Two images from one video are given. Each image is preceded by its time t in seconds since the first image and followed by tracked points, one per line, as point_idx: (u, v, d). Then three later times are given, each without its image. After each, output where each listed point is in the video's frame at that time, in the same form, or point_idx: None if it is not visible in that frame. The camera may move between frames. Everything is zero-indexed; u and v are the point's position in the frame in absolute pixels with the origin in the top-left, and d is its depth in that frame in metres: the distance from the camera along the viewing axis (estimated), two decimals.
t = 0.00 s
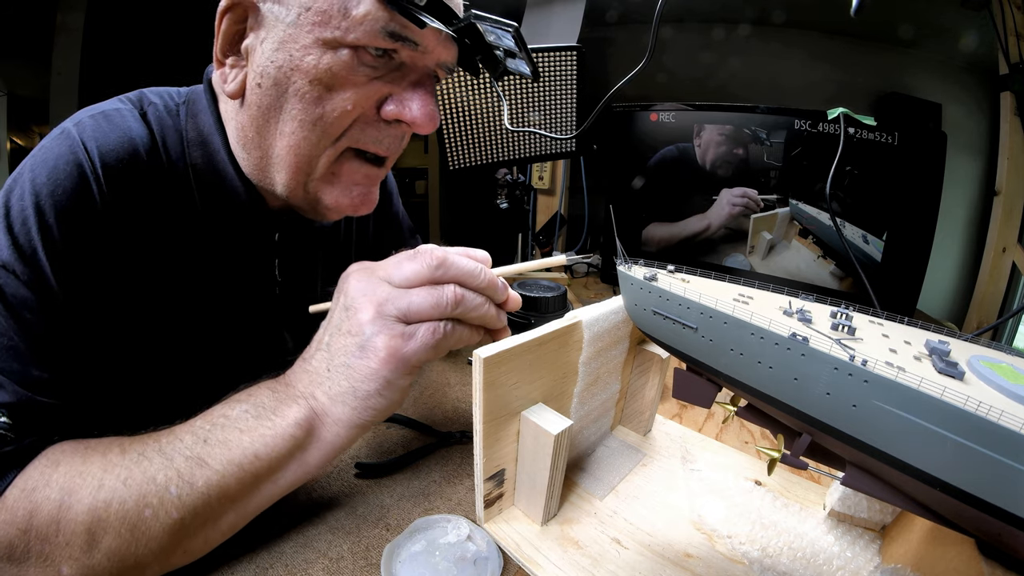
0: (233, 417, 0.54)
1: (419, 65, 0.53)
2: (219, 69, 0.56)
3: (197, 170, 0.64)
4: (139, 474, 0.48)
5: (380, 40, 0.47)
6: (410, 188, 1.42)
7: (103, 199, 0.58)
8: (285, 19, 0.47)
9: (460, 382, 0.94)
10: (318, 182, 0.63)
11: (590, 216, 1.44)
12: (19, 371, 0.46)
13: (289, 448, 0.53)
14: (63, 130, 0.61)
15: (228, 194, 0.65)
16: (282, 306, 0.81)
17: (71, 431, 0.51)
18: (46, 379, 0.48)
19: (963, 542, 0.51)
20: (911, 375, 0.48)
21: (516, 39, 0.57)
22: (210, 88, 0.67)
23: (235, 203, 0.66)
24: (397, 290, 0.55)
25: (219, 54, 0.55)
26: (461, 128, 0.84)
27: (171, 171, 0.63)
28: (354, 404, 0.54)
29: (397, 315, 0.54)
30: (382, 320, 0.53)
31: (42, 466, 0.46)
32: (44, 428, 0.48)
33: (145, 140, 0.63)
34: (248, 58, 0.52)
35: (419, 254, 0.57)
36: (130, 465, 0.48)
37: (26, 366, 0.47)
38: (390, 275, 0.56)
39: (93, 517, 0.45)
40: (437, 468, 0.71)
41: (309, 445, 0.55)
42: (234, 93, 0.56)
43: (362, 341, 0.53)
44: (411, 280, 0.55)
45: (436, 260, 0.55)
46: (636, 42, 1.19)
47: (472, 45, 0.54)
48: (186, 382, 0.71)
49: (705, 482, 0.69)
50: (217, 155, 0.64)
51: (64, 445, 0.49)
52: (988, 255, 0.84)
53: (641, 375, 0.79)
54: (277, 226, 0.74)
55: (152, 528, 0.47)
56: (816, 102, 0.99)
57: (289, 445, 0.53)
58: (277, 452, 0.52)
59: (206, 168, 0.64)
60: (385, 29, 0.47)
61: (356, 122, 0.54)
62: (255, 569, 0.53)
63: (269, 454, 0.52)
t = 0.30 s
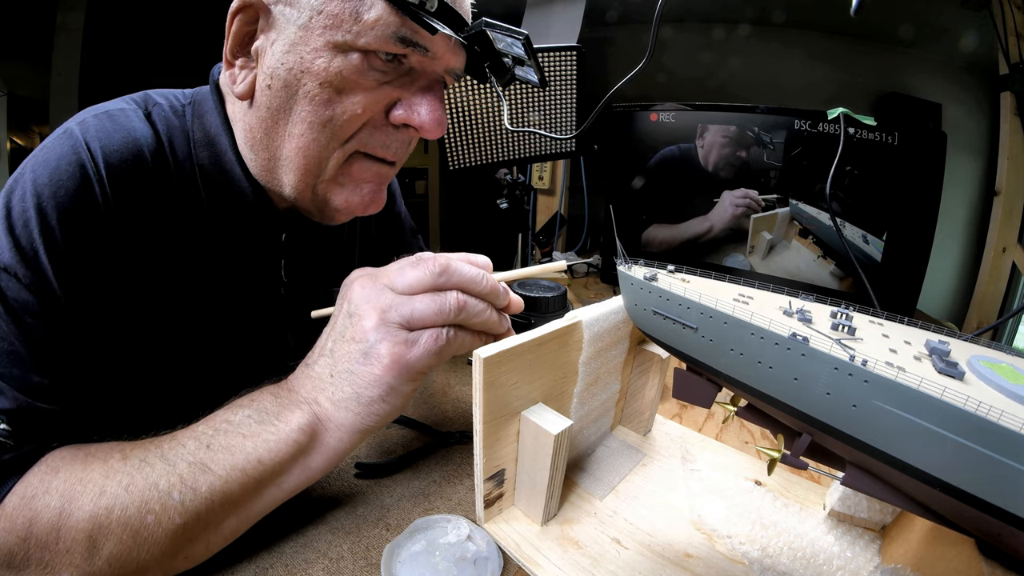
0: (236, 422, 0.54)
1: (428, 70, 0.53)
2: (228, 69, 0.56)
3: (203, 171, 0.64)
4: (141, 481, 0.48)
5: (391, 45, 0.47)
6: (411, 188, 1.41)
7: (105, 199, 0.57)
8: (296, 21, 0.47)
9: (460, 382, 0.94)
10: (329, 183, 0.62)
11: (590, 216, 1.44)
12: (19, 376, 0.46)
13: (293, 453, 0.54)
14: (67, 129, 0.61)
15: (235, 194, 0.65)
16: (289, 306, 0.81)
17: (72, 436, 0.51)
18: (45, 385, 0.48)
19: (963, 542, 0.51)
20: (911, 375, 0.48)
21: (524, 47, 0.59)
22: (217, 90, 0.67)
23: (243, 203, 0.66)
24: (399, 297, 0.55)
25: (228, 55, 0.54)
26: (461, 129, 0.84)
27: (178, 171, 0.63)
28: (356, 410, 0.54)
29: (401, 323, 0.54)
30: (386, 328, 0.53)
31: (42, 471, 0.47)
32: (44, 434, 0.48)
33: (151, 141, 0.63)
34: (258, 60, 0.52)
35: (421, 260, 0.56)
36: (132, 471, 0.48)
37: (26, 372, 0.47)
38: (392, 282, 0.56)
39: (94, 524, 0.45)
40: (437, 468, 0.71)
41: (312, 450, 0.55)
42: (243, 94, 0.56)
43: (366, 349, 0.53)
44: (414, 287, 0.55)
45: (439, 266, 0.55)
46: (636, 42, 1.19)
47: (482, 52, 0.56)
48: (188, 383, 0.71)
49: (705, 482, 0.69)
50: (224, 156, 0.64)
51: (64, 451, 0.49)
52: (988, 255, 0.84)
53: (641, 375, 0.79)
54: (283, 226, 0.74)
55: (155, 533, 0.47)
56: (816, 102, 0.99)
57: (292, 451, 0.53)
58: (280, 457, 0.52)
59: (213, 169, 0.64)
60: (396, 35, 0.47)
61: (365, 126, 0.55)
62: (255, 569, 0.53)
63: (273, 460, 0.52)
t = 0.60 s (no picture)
0: (239, 430, 0.54)
1: (437, 78, 0.53)
2: (237, 71, 0.56)
3: (208, 173, 0.64)
4: (144, 488, 0.48)
5: (402, 52, 0.48)
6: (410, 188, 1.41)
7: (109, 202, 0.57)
8: (307, 26, 0.47)
9: (460, 383, 0.94)
10: (329, 189, 0.63)
11: (590, 216, 1.44)
12: (20, 381, 0.46)
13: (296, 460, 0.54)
14: (72, 132, 0.60)
15: (240, 197, 0.65)
16: (292, 309, 0.82)
17: (72, 441, 0.51)
18: (47, 390, 0.47)
19: (964, 542, 0.51)
20: (911, 375, 0.48)
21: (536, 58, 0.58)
22: (223, 93, 0.67)
23: (248, 205, 0.66)
24: (399, 304, 0.57)
25: (237, 57, 0.54)
26: (461, 129, 0.84)
27: (183, 173, 0.63)
28: (358, 417, 0.54)
29: (401, 330, 0.55)
30: (387, 335, 0.55)
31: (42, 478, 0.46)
32: (44, 440, 0.48)
33: (156, 143, 0.62)
34: (266, 62, 0.53)
35: (422, 268, 0.58)
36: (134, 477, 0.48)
37: (27, 376, 0.46)
38: (391, 289, 0.58)
39: (96, 531, 0.45)
40: (437, 468, 0.71)
41: (316, 457, 0.55)
42: (250, 97, 0.56)
43: (367, 356, 0.54)
44: (414, 294, 0.57)
45: (439, 274, 0.57)
46: (636, 42, 1.19)
47: (491, 62, 0.56)
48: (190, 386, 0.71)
49: (705, 482, 0.69)
50: (228, 158, 0.64)
51: (64, 457, 0.49)
52: (988, 255, 0.84)
53: (641, 375, 0.79)
54: (289, 229, 0.74)
55: (157, 540, 0.47)
56: (816, 102, 0.99)
57: (295, 458, 0.53)
58: (283, 464, 0.53)
59: (217, 172, 0.64)
60: (407, 42, 0.47)
61: (372, 133, 0.55)
62: (255, 569, 0.53)
63: (276, 467, 0.52)
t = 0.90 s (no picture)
0: (242, 435, 0.54)
1: (443, 80, 0.53)
2: (242, 70, 0.56)
3: (211, 176, 0.64)
4: (146, 493, 0.48)
5: (407, 52, 0.48)
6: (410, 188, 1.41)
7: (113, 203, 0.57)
8: (314, 25, 0.48)
9: (460, 383, 0.94)
10: (336, 191, 0.61)
11: (590, 216, 1.44)
12: (22, 384, 0.45)
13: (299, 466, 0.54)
14: (73, 133, 0.60)
15: (245, 199, 0.65)
16: (293, 309, 0.82)
17: (72, 444, 0.51)
18: (49, 393, 0.47)
19: (964, 542, 0.51)
20: (911, 375, 0.48)
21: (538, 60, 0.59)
22: (227, 95, 0.68)
23: (250, 205, 0.66)
24: (400, 312, 0.59)
25: (243, 56, 0.55)
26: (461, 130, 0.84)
27: (187, 173, 0.64)
28: (360, 423, 0.55)
29: (404, 337, 0.57)
30: (388, 340, 0.56)
31: (41, 482, 0.46)
32: (45, 443, 0.47)
33: (159, 146, 0.63)
34: (272, 62, 0.53)
35: (422, 278, 0.63)
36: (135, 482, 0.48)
37: (29, 379, 0.46)
38: (392, 298, 0.60)
39: (97, 537, 0.45)
40: (437, 468, 0.71)
41: (318, 463, 0.55)
42: (256, 95, 0.56)
43: (368, 361, 0.54)
44: (415, 303, 0.60)
45: (439, 286, 0.62)
46: (636, 42, 1.19)
47: (497, 63, 0.56)
48: (192, 386, 0.71)
49: (705, 482, 0.69)
50: (232, 160, 0.64)
51: (65, 461, 0.49)
52: (988, 255, 0.84)
53: (641, 375, 0.79)
54: (292, 229, 0.75)
55: (159, 545, 0.47)
56: (816, 102, 0.99)
57: (298, 464, 0.53)
58: (286, 470, 0.53)
59: (220, 173, 0.64)
60: (413, 43, 0.47)
61: (378, 133, 0.54)
62: (255, 569, 0.53)
63: (279, 473, 0.52)
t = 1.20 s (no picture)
0: (239, 429, 0.55)
1: (411, 54, 0.54)
2: (243, 45, 0.62)
3: (211, 176, 0.64)
4: (145, 487, 0.48)
5: (370, 13, 0.50)
6: (410, 188, 1.41)
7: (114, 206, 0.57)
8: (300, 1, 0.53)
9: (460, 382, 0.94)
10: (281, 154, 0.59)
11: (590, 216, 1.44)
12: (22, 383, 0.46)
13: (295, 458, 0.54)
14: (73, 136, 0.60)
15: (244, 199, 0.66)
16: (292, 308, 0.82)
17: (72, 443, 0.51)
18: (48, 394, 0.48)
19: (964, 542, 0.51)
20: (911, 374, 0.48)
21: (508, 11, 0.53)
22: (228, 96, 0.68)
23: (248, 205, 0.67)
24: (387, 299, 0.60)
25: (246, 35, 0.61)
26: (461, 130, 0.84)
27: (188, 175, 0.64)
28: (353, 410, 0.55)
29: (390, 323, 0.58)
30: (375, 325, 0.57)
31: (40, 477, 0.46)
32: (44, 443, 0.48)
33: (159, 147, 0.62)
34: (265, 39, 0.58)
35: (405, 269, 0.63)
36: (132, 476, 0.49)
37: (29, 379, 0.46)
38: (378, 287, 0.61)
39: (95, 531, 0.45)
40: (437, 468, 0.71)
41: (314, 455, 0.55)
42: (247, 68, 0.62)
43: (355, 345, 0.56)
44: (400, 292, 0.61)
45: (423, 276, 0.63)
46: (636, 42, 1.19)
47: (465, 27, 0.53)
48: (192, 386, 0.71)
49: (705, 482, 0.69)
50: (232, 161, 0.65)
51: (65, 458, 0.49)
52: (988, 255, 0.83)
53: (641, 375, 0.79)
54: (291, 229, 0.77)
55: (156, 539, 0.47)
56: (816, 103, 0.99)
57: (294, 455, 0.53)
58: (282, 462, 0.53)
59: (221, 174, 0.64)
60: (377, 5, 0.50)
61: (332, 96, 0.54)
62: (255, 569, 0.53)
63: (275, 465, 0.52)
